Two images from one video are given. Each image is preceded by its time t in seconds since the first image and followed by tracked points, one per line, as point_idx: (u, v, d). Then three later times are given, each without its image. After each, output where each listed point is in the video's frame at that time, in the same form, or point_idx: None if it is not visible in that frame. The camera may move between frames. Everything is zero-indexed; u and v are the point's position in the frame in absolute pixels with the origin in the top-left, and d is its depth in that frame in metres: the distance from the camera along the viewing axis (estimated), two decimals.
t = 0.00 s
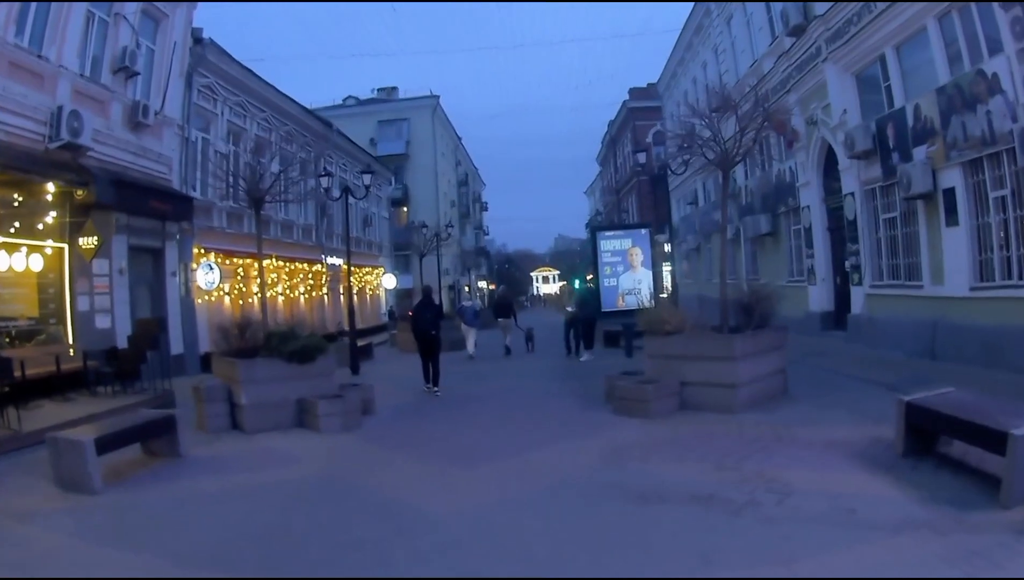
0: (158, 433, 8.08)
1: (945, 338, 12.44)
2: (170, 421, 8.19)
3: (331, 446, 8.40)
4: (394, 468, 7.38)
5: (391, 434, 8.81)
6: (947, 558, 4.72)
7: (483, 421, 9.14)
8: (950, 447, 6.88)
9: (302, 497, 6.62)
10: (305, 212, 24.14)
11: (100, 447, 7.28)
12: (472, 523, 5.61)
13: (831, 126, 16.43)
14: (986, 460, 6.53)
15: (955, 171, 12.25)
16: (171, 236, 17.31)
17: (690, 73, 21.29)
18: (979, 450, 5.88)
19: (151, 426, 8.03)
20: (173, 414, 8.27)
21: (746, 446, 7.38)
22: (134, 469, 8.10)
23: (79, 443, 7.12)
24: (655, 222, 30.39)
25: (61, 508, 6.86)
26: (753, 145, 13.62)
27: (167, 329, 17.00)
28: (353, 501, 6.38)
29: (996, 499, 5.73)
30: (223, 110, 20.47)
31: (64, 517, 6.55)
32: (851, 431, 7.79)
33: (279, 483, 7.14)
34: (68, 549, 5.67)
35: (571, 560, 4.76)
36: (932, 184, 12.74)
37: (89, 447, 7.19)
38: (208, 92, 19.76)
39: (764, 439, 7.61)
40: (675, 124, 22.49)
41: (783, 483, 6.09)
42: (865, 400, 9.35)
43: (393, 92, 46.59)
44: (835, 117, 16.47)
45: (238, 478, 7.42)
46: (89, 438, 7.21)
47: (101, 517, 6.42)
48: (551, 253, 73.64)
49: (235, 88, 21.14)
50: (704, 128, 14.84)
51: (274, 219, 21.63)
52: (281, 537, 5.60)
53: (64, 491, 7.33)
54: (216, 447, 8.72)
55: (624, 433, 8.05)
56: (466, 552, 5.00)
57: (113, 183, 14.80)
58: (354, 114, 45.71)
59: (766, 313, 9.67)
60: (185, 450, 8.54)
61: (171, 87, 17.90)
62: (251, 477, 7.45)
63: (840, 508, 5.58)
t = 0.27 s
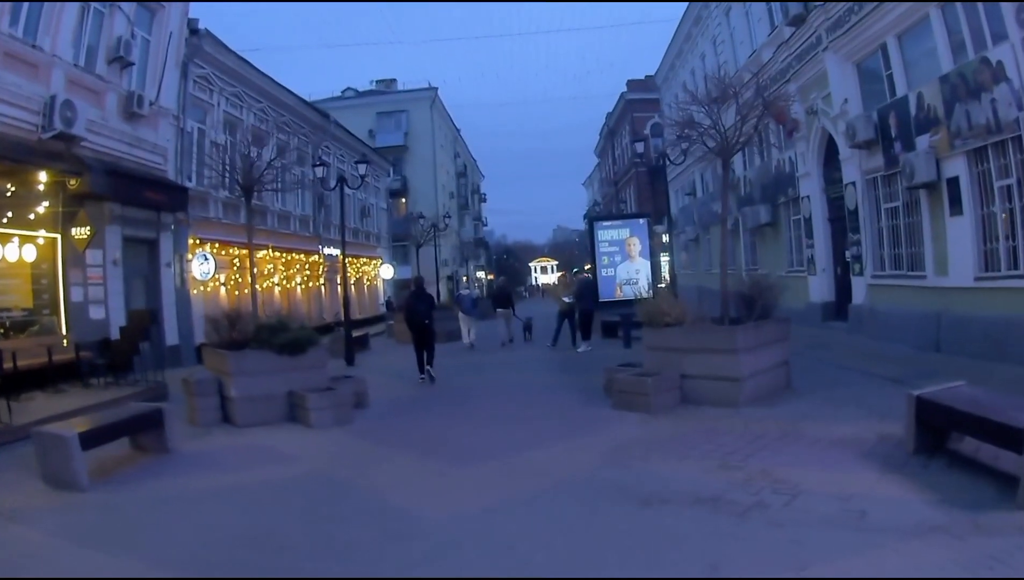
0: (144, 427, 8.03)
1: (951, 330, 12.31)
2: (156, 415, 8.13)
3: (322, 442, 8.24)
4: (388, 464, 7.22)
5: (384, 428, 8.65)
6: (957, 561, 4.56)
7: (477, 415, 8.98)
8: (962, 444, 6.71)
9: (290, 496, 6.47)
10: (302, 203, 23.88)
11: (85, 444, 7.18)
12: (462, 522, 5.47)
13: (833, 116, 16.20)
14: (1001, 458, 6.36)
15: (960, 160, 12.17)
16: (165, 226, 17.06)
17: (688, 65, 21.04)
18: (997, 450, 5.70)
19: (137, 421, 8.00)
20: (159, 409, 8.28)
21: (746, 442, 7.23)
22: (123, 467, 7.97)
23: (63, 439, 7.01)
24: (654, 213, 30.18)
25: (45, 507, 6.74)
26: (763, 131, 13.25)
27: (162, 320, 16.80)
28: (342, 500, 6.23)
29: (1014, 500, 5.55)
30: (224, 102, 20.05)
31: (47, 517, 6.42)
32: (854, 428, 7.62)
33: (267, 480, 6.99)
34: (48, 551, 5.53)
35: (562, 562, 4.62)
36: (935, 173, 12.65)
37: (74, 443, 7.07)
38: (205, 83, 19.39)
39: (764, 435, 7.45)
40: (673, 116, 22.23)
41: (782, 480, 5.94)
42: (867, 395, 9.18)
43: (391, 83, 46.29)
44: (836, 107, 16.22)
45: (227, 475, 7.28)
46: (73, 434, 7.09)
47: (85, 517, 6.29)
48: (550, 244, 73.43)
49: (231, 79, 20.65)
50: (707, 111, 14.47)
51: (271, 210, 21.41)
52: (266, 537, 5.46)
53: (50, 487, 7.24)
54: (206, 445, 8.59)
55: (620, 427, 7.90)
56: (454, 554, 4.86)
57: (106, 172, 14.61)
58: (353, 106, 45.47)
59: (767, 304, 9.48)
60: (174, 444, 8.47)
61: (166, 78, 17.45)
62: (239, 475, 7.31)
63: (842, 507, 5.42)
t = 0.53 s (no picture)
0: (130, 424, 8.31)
1: (958, 325, 12.17)
2: (140, 413, 8.39)
3: (313, 440, 8.17)
4: (380, 461, 7.14)
5: (377, 425, 8.56)
6: (961, 566, 4.42)
7: (471, 411, 8.89)
8: (974, 442, 6.56)
9: (276, 495, 6.40)
10: (302, 196, 23.69)
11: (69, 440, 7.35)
12: (447, 521, 5.40)
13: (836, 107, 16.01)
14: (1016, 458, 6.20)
15: (967, 151, 12.05)
16: (162, 218, 16.86)
17: (689, 59, 20.82)
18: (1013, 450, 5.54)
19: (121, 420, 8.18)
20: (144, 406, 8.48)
21: (741, 439, 7.13)
22: (112, 468, 7.92)
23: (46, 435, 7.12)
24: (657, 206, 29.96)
25: (30, 508, 6.70)
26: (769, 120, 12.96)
27: (158, 313, 16.59)
28: (329, 498, 6.15)
29: None
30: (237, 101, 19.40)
31: (30, 518, 6.40)
32: (853, 427, 7.52)
33: (255, 479, 6.93)
34: (28, 552, 5.49)
35: (545, 562, 4.54)
36: (941, 165, 12.53)
37: (57, 440, 7.17)
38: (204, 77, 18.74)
39: (760, 432, 7.35)
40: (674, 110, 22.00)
41: (788, 483, 5.74)
42: (868, 393, 9.05)
43: (393, 78, 46.07)
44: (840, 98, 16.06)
45: (215, 475, 7.21)
46: (56, 431, 7.20)
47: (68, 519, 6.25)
48: (552, 237, 73.26)
49: (232, 72, 19.98)
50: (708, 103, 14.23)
51: (270, 203, 21.23)
52: (246, 538, 5.39)
53: (36, 483, 7.35)
54: (196, 445, 8.53)
55: (614, 423, 7.82)
56: (437, 553, 4.79)
57: (100, 164, 14.44)
58: (356, 101, 45.29)
59: (772, 299, 9.28)
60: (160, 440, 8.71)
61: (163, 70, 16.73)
62: (228, 474, 7.24)
63: (845, 511, 5.28)
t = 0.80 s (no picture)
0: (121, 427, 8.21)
1: (969, 325, 11.91)
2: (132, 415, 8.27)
3: (308, 445, 8.00)
4: (376, 467, 6.97)
5: (374, 428, 8.39)
6: None
7: (469, 413, 8.71)
8: (992, 450, 6.35)
9: (268, 503, 6.22)
10: (303, 194, 23.43)
11: (54, 445, 7.21)
12: (443, 531, 5.22)
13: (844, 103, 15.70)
14: None
15: (980, 147, 11.80)
16: (161, 218, 16.59)
17: (694, 56, 20.42)
18: None
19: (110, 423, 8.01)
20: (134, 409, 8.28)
21: (745, 444, 6.94)
22: (102, 473, 7.75)
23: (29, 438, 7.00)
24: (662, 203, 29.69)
25: (15, 513, 6.55)
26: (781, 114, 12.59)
27: (156, 312, 16.34)
28: (322, 505, 5.99)
29: None
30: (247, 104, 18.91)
31: (15, 523, 6.26)
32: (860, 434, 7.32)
33: (248, 486, 6.75)
34: (12, 561, 5.32)
35: (544, 575, 4.36)
36: (953, 161, 12.27)
37: (41, 444, 7.06)
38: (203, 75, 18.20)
39: (766, 438, 7.15)
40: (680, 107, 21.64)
41: (803, 493, 5.55)
42: (875, 399, 8.85)
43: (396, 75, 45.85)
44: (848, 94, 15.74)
45: (207, 482, 7.04)
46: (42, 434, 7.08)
47: (54, 526, 6.09)
48: (556, 235, 72.94)
49: (232, 70, 19.43)
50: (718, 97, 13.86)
51: (272, 201, 20.97)
52: (236, 546, 5.21)
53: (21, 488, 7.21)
54: (189, 450, 8.36)
55: (615, 426, 7.63)
56: (431, 565, 4.61)
57: (98, 163, 14.22)
58: (359, 100, 44.95)
59: (780, 300, 9.07)
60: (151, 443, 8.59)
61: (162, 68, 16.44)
62: (221, 481, 7.07)
63: (862, 523, 5.08)
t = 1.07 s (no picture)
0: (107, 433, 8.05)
1: (979, 328, 11.68)
2: (118, 421, 8.09)
3: (300, 453, 7.77)
4: (371, 478, 6.76)
5: (368, 436, 8.16)
6: None
7: (466, 419, 8.48)
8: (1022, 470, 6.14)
9: (257, 514, 6.00)
10: (301, 194, 23.16)
11: (34, 451, 7.03)
12: (437, 545, 4.99)
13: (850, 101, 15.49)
14: None
15: (989, 144, 11.61)
16: (154, 218, 16.28)
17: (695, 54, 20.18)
18: None
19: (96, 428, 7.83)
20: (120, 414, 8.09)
21: (750, 454, 6.72)
22: (86, 480, 7.51)
23: (10, 445, 6.85)
24: (664, 205, 29.50)
25: None
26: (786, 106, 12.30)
27: (150, 314, 16.02)
28: (314, 518, 5.78)
29: None
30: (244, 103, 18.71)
31: None
32: (869, 447, 7.11)
33: (236, 496, 6.53)
34: None
35: None
36: (963, 159, 12.08)
37: (22, 450, 6.90)
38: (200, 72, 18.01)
39: (772, 448, 6.93)
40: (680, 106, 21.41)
41: (820, 509, 5.33)
42: (883, 407, 8.63)
43: (397, 76, 45.59)
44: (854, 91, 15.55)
45: (195, 491, 6.82)
46: (22, 441, 6.93)
47: (34, 535, 5.86)
48: (557, 236, 72.68)
49: (227, 68, 19.13)
50: (720, 92, 13.55)
51: (269, 202, 20.66)
52: (222, 557, 4.98)
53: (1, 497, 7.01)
54: (177, 457, 8.12)
55: (616, 433, 7.40)
56: (425, 579, 4.38)
57: (89, 161, 13.96)
58: (359, 101, 44.69)
59: (791, 303, 8.79)
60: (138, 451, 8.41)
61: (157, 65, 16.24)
62: (209, 490, 6.84)
63: (885, 542, 4.86)
